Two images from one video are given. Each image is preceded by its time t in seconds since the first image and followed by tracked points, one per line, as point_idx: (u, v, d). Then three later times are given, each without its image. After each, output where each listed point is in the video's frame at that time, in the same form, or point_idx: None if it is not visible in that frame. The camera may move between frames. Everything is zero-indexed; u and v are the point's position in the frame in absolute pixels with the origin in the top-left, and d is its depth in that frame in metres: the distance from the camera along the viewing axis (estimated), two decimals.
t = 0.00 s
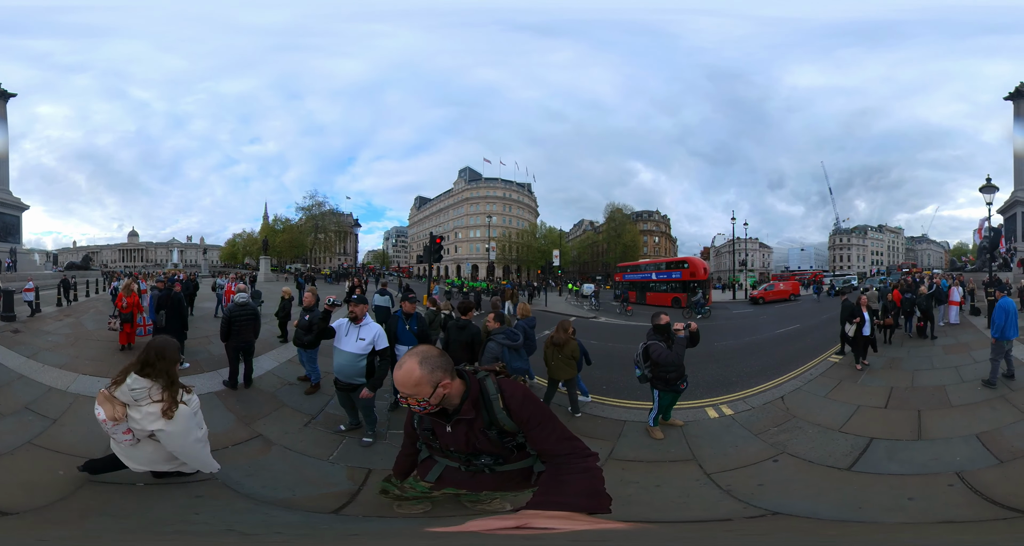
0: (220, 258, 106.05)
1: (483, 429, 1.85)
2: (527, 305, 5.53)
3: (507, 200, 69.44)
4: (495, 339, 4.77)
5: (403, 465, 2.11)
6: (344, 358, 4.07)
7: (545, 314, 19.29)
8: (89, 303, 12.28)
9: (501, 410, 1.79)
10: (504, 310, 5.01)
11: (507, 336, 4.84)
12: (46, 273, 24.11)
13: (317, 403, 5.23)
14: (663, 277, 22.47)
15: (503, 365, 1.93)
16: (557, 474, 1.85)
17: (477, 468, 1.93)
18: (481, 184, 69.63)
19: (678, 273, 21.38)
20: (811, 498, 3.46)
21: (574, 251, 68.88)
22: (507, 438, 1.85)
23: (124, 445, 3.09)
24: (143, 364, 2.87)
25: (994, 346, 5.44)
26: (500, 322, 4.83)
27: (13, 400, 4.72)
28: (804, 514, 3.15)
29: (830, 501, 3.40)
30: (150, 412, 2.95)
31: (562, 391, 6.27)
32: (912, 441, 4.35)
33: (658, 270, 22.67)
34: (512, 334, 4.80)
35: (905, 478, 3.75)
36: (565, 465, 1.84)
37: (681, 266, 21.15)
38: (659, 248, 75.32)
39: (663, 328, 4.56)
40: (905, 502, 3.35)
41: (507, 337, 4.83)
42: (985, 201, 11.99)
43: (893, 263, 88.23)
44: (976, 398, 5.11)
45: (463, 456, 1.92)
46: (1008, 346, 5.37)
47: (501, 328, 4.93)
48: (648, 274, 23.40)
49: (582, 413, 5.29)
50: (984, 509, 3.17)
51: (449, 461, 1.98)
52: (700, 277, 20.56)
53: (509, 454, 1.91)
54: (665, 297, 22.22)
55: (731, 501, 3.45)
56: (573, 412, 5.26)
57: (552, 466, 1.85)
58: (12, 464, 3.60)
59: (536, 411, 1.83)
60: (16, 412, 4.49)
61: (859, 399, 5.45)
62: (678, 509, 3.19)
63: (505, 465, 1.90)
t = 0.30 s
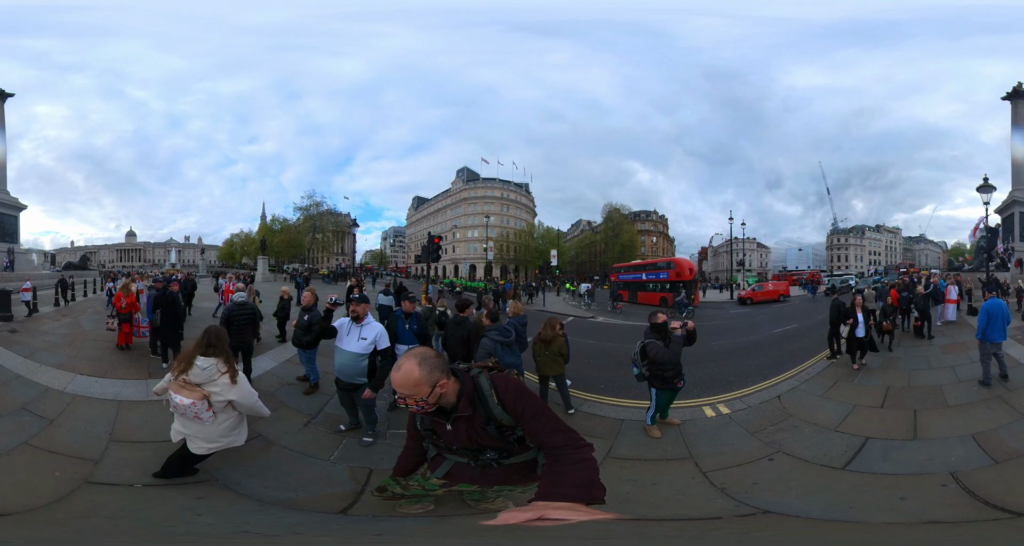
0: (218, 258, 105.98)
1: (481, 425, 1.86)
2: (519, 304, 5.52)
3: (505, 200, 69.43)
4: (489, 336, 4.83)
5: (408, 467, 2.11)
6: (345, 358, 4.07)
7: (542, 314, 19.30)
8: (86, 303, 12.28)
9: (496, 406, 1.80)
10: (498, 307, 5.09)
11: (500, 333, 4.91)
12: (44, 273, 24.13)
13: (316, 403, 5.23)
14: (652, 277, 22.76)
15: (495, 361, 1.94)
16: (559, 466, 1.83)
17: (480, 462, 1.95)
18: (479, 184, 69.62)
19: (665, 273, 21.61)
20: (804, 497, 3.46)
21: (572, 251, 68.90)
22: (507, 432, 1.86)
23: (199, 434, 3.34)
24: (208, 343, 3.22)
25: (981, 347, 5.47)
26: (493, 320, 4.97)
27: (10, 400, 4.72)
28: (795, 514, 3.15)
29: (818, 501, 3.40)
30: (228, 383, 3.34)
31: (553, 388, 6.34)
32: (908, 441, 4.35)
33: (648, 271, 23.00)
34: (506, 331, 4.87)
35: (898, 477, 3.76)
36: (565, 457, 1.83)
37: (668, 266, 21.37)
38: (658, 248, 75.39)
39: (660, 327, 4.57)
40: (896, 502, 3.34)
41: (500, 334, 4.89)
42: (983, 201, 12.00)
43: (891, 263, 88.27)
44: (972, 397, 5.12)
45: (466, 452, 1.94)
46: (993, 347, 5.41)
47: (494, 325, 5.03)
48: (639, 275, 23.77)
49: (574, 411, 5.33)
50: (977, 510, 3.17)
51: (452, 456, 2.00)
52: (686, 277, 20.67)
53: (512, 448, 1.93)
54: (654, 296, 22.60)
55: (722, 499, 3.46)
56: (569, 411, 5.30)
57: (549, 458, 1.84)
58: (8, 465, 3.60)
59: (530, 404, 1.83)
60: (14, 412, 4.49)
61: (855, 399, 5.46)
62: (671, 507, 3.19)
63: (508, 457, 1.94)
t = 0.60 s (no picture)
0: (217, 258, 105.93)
1: (480, 434, 1.87)
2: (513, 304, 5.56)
3: (503, 200, 69.43)
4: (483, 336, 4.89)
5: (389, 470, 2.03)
6: (339, 361, 4.07)
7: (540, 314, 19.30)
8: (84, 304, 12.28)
9: (499, 415, 1.82)
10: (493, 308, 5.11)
11: (494, 333, 4.96)
12: (42, 273, 24.18)
13: (311, 405, 5.22)
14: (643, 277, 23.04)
15: (497, 370, 1.97)
16: (562, 476, 1.88)
17: (471, 472, 1.90)
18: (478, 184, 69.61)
19: (654, 273, 21.91)
20: (818, 496, 3.47)
21: (571, 251, 68.92)
22: (506, 443, 1.86)
23: (241, 392, 4.01)
24: (234, 313, 3.96)
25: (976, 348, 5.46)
26: (487, 320, 4.98)
27: (7, 399, 4.72)
28: (815, 513, 3.15)
29: (832, 500, 3.40)
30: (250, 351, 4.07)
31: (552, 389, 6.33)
32: (910, 440, 4.36)
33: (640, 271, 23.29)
34: (500, 332, 4.93)
35: (902, 476, 3.75)
36: (569, 467, 1.88)
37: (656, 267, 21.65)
38: (655, 248, 75.61)
39: (661, 331, 4.57)
40: (905, 500, 3.35)
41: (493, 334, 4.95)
42: (982, 201, 12.00)
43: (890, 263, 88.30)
44: (971, 397, 5.11)
45: (458, 461, 1.90)
46: (987, 348, 5.40)
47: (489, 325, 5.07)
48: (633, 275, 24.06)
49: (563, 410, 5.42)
50: (982, 506, 3.18)
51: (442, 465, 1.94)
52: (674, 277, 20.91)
53: (505, 459, 1.90)
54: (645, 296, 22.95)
55: (735, 500, 3.45)
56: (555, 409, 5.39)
57: (552, 468, 1.89)
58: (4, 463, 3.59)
59: (535, 415, 1.88)
60: (11, 411, 4.49)
61: (856, 399, 5.46)
62: (682, 510, 3.18)
63: (500, 470, 1.90)
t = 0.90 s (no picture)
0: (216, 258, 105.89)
1: (461, 435, 1.86)
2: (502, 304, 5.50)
3: (502, 200, 69.43)
4: (474, 332, 4.97)
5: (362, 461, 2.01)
6: (334, 361, 4.07)
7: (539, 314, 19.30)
8: (81, 304, 12.25)
9: (487, 419, 1.82)
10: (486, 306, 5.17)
11: (485, 331, 5.03)
12: (40, 273, 24.10)
13: (306, 404, 5.20)
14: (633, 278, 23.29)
15: (490, 373, 1.99)
16: (533, 484, 1.93)
17: (439, 473, 1.90)
18: (476, 184, 69.60)
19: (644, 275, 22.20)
20: (826, 499, 3.47)
21: (569, 251, 68.97)
22: (484, 447, 1.86)
23: (247, 379, 4.43)
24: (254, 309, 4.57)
25: (975, 348, 5.47)
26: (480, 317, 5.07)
27: (8, 399, 4.71)
28: (824, 515, 3.16)
29: (841, 503, 3.39)
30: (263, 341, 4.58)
31: (550, 390, 6.33)
32: (914, 440, 4.36)
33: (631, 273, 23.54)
34: (490, 329, 5.02)
35: (910, 477, 3.75)
36: (543, 474, 1.93)
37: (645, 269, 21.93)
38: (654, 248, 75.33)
39: (659, 333, 4.56)
40: (918, 501, 3.35)
41: (485, 332, 5.02)
42: (983, 201, 12.01)
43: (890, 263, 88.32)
44: (972, 397, 5.11)
45: (431, 459, 1.90)
46: (988, 349, 5.40)
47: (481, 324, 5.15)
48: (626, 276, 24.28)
49: (544, 407, 5.54)
50: (995, 505, 3.22)
51: (415, 463, 1.94)
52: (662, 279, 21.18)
53: (478, 463, 1.88)
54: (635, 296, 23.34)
55: (743, 505, 3.44)
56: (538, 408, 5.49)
57: (527, 476, 1.93)
58: (7, 461, 3.59)
59: (523, 422, 1.90)
60: (12, 410, 4.48)
61: (858, 400, 5.46)
62: (685, 515, 3.17)
63: (469, 474, 1.87)
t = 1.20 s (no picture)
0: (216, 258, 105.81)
1: (463, 434, 1.87)
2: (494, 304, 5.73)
3: (501, 200, 69.41)
4: (467, 330, 4.99)
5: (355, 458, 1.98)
6: (333, 362, 4.08)
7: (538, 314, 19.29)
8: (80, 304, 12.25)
9: (490, 417, 1.83)
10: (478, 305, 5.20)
11: (477, 329, 5.00)
12: (41, 273, 24.07)
13: (305, 404, 5.21)
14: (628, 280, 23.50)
15: (493, 374, 2.02)
16: (532, 486, 1.90)
17: (432, 472, 1.88)
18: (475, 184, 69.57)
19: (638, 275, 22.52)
20: (824, 499, 3.47)
21: (569, 251, 68.96)
22: (483, 446, 1.86)
23: (264, 361, 5.11)
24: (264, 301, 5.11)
25: (975, 348, 5.46)
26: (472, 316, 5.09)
27: (7, 399, 4.71)
28: (821, 515, 3.16)
29: (840, 502, 3.39)
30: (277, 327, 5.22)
31: (550, 390, 6.33)
32: (913, 440, 4.36)
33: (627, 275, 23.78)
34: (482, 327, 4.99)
35: (908, 476, 3.76)
36: (543, 475, 1.92)
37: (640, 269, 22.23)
38: (654, 248, 75.31)
39: (658, 333, 4.56)
40: (916, 500, 3.36)
41: (477, 330, 4.99)
42: (981, 201, 12.01)
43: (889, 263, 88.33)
44: (971, 397, 5.11)
45: (426, 457, 1.90)
46: (988, 349, 5.40)
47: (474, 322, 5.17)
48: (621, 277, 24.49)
49: (544, 407, 5.53)
50: (994, 505, 3.22)
51: (408, 461, 1.93)
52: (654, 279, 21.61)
53: (474, 463, 1.87)
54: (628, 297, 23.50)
55: (743, 504, 3.45)
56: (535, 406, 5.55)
57: (526, 477, 1.91)
58: (6, 461, 3.59)
59: (523, 421, 1.93)
60: (11, 410, 4.48)
61: (857, 400, 5.46)
62: (685, 515, 3.17)
63: (460, 475, 1.84)
